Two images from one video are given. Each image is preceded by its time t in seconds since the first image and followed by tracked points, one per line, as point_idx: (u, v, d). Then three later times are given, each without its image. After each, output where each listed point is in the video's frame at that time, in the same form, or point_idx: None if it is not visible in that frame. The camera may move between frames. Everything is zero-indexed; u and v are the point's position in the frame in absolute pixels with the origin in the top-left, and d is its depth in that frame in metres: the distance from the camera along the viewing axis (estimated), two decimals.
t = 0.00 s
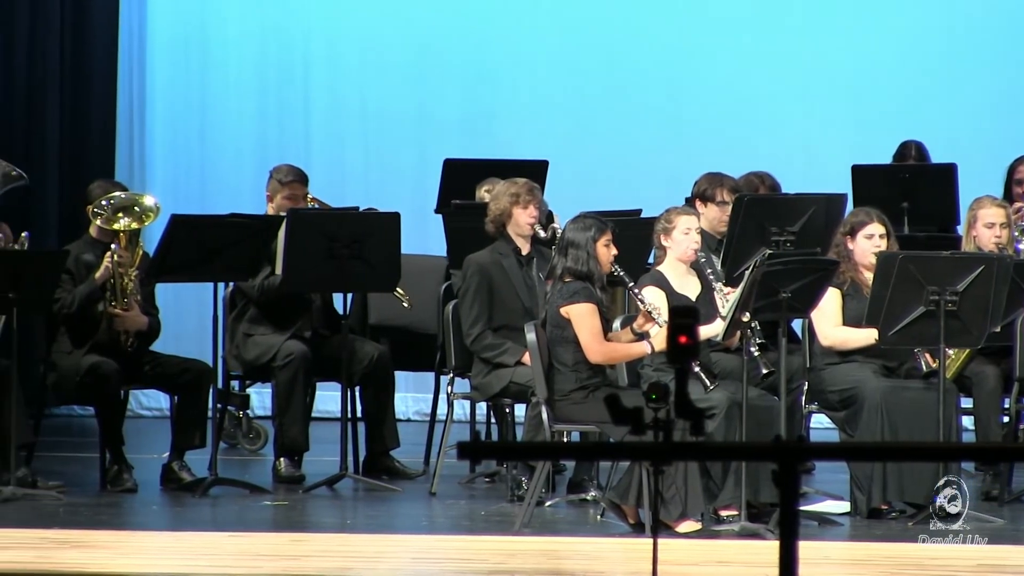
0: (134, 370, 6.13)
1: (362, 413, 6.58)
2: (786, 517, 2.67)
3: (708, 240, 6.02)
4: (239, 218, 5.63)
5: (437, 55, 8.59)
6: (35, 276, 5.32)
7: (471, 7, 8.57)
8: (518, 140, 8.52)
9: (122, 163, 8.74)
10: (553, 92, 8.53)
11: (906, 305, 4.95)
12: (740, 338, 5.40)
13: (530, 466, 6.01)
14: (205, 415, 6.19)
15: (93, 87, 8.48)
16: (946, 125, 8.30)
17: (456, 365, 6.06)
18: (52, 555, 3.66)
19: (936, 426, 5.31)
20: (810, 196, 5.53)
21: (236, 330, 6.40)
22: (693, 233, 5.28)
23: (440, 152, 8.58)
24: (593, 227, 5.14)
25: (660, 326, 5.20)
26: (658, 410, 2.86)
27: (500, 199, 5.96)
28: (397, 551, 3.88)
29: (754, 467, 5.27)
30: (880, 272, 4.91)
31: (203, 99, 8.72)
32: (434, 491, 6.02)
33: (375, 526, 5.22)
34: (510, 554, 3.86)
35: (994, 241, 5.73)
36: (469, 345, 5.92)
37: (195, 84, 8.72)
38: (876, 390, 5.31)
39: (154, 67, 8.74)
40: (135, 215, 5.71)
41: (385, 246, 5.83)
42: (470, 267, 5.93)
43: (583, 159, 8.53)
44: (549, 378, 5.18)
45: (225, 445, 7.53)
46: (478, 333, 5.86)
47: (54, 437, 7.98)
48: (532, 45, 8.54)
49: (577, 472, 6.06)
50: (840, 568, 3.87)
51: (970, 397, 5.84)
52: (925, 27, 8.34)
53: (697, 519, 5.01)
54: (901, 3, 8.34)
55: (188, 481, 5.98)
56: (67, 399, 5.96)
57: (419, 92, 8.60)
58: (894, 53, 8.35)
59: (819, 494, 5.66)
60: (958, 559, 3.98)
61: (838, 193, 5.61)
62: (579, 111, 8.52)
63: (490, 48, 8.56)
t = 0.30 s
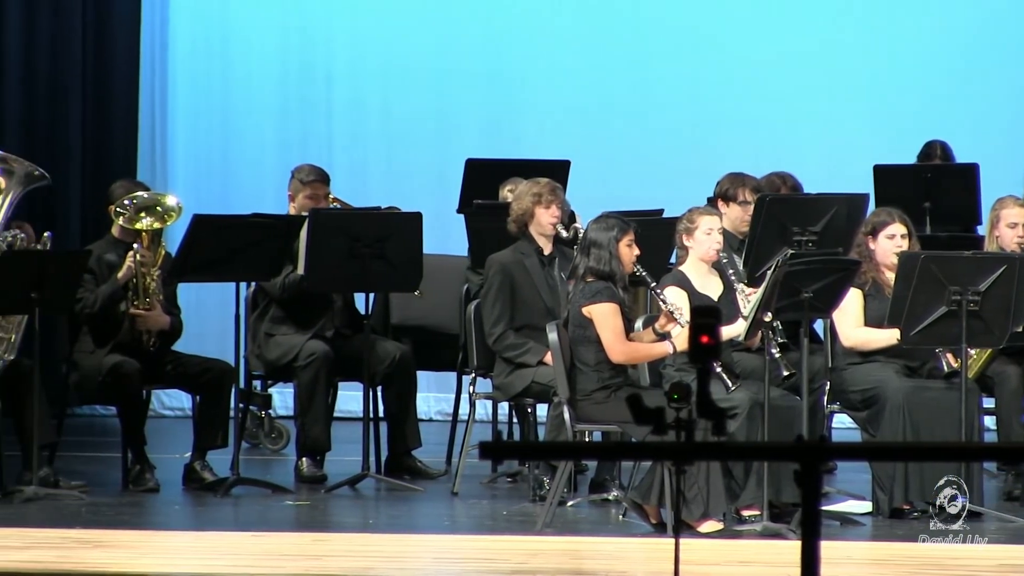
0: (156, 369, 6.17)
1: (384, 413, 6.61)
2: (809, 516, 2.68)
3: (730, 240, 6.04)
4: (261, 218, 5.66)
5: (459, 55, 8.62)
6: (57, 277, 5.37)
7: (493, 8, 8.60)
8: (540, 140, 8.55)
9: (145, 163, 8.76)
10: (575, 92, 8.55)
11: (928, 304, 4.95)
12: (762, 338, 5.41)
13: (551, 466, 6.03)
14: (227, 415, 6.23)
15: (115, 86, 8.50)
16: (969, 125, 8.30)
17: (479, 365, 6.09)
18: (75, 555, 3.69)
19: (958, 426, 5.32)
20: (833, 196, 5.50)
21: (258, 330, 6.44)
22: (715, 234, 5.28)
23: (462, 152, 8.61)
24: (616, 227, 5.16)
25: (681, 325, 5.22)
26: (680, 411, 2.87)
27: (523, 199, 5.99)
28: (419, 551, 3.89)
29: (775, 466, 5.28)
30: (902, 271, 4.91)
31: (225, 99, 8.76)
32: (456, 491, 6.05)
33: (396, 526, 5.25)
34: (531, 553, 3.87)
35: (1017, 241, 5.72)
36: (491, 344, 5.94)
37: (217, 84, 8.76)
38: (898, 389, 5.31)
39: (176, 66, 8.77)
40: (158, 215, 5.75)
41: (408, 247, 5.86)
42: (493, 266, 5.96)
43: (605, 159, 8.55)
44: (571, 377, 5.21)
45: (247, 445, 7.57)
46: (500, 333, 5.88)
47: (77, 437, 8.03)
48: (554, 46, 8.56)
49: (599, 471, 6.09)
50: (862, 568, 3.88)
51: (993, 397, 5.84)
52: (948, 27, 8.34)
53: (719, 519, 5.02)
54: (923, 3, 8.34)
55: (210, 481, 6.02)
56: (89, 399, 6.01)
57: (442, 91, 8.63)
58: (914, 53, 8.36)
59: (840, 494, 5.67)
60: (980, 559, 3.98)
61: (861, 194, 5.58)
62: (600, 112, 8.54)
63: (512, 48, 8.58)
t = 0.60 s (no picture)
0: (180, 370, 6.21)
1: (408, 413, 6.64)
2: (832, 516, 2.69)
3: (755, 239, 6.04)
4: (285, 217, 5.69)
5: (482, 56, 8.64)
6: (82, 277, 5.42)
7: (517, 8, 8.62)
8: (563, 140, 8.56)
9: (168, 162, 8.75)
10: (598, 92, 8.56)
11: (952, 304, 4.95)
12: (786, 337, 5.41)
13: (575, 465, 6.05)
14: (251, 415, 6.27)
15: (138, 85, 8.54)
16: (993, 126, 8.29)
17: (502, 365, 6.11)
18: (100, 554, 3.72)
19: (982, 426, 5.31)
20: (856, 195, 5.47)
21: (282, 329, 6.48)
22: (738, 233, 5.28)
23: (485, 152, 8.63)
24: (640, 227, 5.17)
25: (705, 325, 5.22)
26: (703, 411, 2.88)
27: (546, 199, 6.02)
28: (442, 551, 3.91)
29: (799, 467, 5.29)
30: (925, 270, 4.93)
31: (248, 99, 8.80)
32: (479, 490, 6.08)
33: (419, 526, 5.27)
34: (555, 554, 3.88)
35: None
36: (515, 344, 5.96)
37: (241, 84, 8.80)
38: (921, 389, 5.31)
39: (200, 67, 8.81)
40: (181, 215, 5.79)
41: (432, 247, 5.88)
42: (516, 266, 5.98)
43: (628, 159, 8.56)
44: (595, 377, 5.22)
45: (271, 445, 7.61)
46: (524, 333, 5.90)
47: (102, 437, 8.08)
48: (577, 46, 8.58)
49: (622, 471, 6.10)
50: (884, 568, 3.89)
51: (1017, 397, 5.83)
52: (973, 28, 8.34)
53: (742, 519, 5.03)
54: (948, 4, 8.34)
55: (234, 481, 6.06)
56: (113, 399, 6.05)
57: (466, 91, 8.65)
58: (939, 54, 8.37)
59: (864, 494, 5.67)
60: (1004, 559, 3.98)
61: (885, 194, 5.54)
62: (623, 112, 8.55)
63: (536, 49, 8.60)
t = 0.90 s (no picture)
0: (207, 370, 6.26)
1: (435, 413, 6.67)
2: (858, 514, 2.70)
3: (781, 239, 6.05)
4: (312, 217, 5.73)
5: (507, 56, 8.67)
6: (107, 277, 5.48)
7: (541, 8, 8.65)
8: (587, 140, 8.59)
9: (194, 162, 8.80)
10: (623, 92, 8.58)
11: (978, 304, 4.94)
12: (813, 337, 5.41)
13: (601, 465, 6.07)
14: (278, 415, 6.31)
15: (164, 86, 8.60)
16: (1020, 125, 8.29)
17: (529, 365, 6.16)
18: (126, 554, 3.76)
19: (1008, 426, 5.31)
20: (884, 195, 5.49)
21: (307, 329, 6.51)
22: (765, 234, 5.29)
23: (510, 153, 8.67)
24: (665, 226, 5.21)
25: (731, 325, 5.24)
26: (728, 412, 2.89)
27: (572, 199, 6.05)
28: (468, 551, 3.94)
29: (825, 466, 5.30)
30: (951, 270, 4.92)
31: (274, 99, 8.84)
32: (506, 490, 6.11)
33: (445, 526, 5.30)
34: (580, 553, 3.90)
35: None
36: (541, 344, 5.99)
37: (267, 85, 8.85)
38: (948, 389, 5.31)
39: (226, 68, 8.86)
40: (207, 215, 5.84)
41: (458, 247, 5.92)
42: (542, 266, 6.00)
43: (653, 159, 8.58)
44: (621, 377, 5.24)
45: (297, 445, 7.65)
46: (550, 333, 5.92)
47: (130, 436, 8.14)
48: (602, 45, 8.60)
49: (648, 471, 6.12)
50: (909, 567, 3.90)
51: None
52: (999, 28, 8.35)
53: (768, 519, 5.05)
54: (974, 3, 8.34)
55: (260, 480, 6.10)
56: (139, 399, 6.11)
57: (491, 91, 8.69)
58: (965, 54, 8.36)
59: (890, 494, 5.68)
60: None
61: (910, 193, 5.60)
62: (648, 112, 8.57)
63: (560, 49, 8.63)
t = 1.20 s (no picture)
0: (235, 371, 6.32)
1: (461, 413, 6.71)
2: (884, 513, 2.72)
3: (807, 239, 6.05)
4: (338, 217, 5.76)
5: (532, 56, 8.70)
6: (135, 277, 5.53)
7: (567, 8, 8.68)
8: (612, 140, 8.60)
9: (221, 162, 8.85)
10: (648, 92, 8.60)
11: (1005, 303, 4.93)
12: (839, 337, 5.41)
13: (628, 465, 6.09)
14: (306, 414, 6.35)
15: (190, 87, 8.65)
16: None
17: (555, 364, 6.20)
18: (154, 555, 3.78)
19: None
20: (910, 195, 5.51)
21: (334, 329, 6.56)
22: (792, 234, 5.30)
23: (536, 153, 8.70)
24: (692, 227, 5.22)
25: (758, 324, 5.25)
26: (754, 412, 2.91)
27: (599, 198, 6.06)
28: (494, 551, 3.95)
29: (851, 466, 5.31)
30: (979, 269, 4.95)
31: (301, 100, 8.88)
32: (532, 490, 6.14)
33: (471, 526, 5.32)
34: (606, 553, 3.92)
35: None
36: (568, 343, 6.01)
37: (293, 85, 8.89)
38: (975, 389, 5.31)
39: (252, 68, 8.89)
40: (233, 216, 5.88)
41: (483, 247, 5.95)
42: (570, 266, 6.02)
43: (679, 159, 8.59)
44: (647, 377, 5.25)
45: (324, 445, 7.69)
46: (577, 332, 5.94)
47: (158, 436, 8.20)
48: (626, 45, 8.62)
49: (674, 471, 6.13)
50: (935, 567, 3.91)
51: None
52: None
53: (795, 518, 5.06)
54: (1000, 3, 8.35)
55: (287, 480, 6.15)
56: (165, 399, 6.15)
57: (516, 92, 8.72)
58: (991, 54, 8.37)
59: (916, 494, 5.68)
60: None
61: (937, 194, 5.61)
62: (673, 112, 8.59)
63: (585, 50, 8.66)
